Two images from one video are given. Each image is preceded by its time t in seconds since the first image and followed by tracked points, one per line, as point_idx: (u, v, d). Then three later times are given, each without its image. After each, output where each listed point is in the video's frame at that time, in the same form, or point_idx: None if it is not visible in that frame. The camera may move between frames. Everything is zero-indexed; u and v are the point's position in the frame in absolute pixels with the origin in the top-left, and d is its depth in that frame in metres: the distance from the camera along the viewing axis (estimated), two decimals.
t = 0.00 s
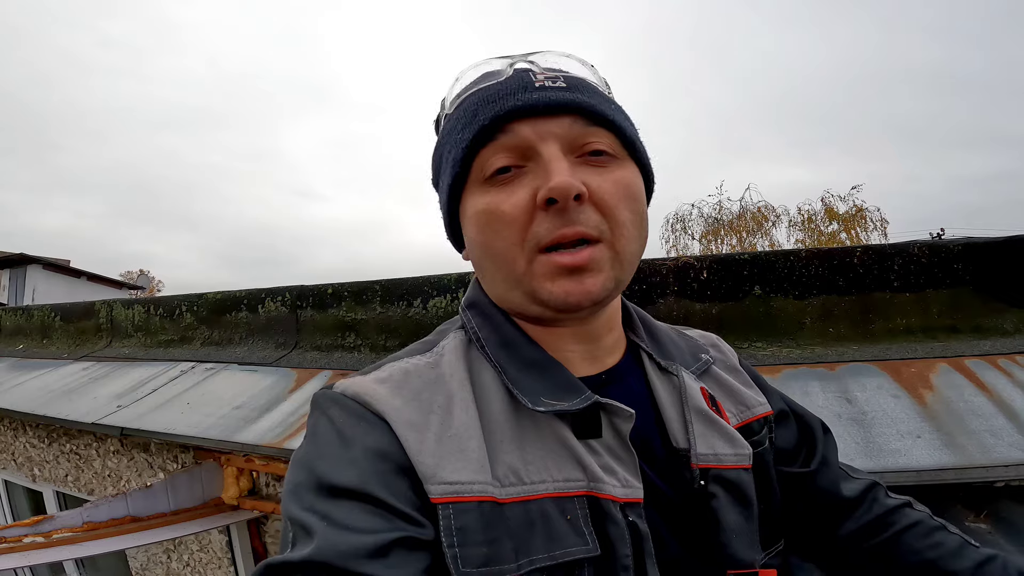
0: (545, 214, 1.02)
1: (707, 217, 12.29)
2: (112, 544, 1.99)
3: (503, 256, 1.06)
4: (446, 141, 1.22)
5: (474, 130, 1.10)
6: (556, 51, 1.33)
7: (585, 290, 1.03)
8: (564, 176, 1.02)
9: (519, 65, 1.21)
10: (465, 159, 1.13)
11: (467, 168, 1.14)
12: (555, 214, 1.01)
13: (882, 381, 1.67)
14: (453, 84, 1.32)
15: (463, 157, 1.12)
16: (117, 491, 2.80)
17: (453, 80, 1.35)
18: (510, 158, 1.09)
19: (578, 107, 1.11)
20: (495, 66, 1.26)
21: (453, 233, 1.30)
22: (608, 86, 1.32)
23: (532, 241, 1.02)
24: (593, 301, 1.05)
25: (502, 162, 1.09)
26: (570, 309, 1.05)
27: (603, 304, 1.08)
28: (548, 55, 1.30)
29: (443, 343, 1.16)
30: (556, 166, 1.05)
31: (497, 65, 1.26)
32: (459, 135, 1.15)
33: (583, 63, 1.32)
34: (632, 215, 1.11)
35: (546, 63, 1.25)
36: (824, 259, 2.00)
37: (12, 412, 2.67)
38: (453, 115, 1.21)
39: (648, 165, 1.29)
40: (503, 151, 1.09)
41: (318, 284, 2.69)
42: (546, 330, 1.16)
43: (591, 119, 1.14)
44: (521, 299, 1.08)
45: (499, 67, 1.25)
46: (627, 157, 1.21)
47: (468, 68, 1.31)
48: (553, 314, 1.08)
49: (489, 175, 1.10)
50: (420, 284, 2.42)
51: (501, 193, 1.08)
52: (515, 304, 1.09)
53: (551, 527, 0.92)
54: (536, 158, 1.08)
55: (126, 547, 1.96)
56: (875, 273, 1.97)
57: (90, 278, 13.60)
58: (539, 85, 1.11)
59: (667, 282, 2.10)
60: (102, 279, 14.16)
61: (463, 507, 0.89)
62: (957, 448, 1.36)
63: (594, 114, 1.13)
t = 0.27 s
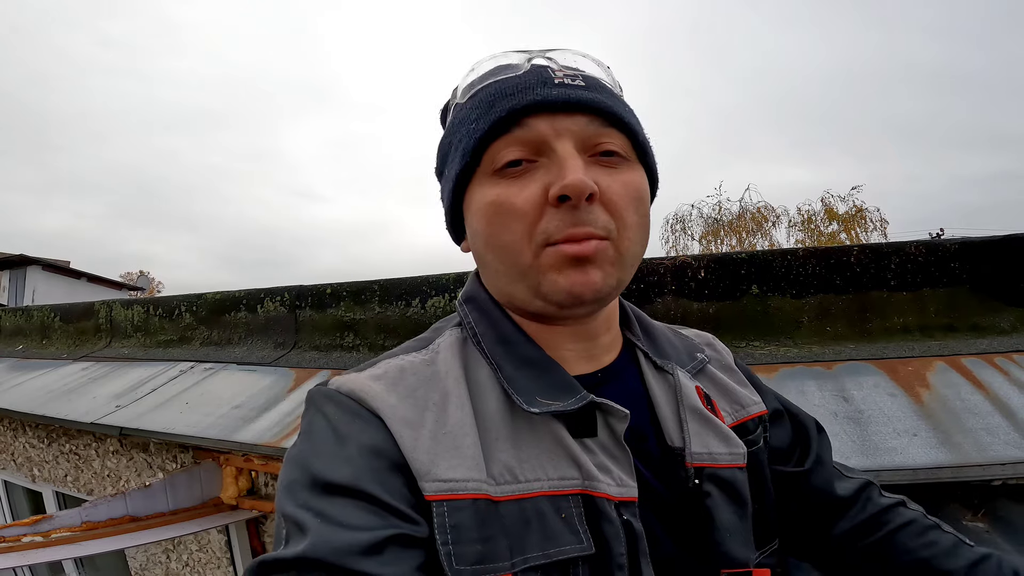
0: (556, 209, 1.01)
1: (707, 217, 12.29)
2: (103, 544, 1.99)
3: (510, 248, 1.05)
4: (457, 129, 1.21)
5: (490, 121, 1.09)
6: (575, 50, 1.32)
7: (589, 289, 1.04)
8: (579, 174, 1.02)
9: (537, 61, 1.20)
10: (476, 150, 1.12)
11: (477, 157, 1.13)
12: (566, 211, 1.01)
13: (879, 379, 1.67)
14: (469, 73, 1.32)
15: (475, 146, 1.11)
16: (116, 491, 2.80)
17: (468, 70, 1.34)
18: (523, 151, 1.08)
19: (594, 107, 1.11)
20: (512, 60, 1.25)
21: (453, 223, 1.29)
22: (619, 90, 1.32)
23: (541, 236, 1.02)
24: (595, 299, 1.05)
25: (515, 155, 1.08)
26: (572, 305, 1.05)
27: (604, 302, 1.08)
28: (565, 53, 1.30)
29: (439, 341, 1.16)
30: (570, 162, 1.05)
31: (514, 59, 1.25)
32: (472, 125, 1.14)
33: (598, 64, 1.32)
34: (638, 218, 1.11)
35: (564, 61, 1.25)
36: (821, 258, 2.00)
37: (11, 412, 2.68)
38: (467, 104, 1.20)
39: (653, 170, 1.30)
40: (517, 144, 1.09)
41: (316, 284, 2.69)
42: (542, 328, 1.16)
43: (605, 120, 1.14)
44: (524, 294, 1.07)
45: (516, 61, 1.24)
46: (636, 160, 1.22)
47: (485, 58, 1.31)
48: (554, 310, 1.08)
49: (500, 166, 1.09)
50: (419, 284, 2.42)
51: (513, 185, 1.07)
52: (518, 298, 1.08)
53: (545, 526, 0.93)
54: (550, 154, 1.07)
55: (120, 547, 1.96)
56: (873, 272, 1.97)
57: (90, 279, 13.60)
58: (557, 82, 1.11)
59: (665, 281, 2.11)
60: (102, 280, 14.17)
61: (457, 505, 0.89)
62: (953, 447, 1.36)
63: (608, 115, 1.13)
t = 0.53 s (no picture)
0: (548, 215, 1.01)
1: (707, 217, 12.29)
2: (106, 544, 1.99)
3: (504, 255, 1.05)
4: (444, 135, 1.20)
5: (477, 127, 1.09)
6: (560, 50, 1.33)
7: (585, 292, 1.04)
8: (569, 178, 1.02)
9: (523, 63, 1.20)
10: (465, 157, 1.12)
11: (467, 164, 1.13)
12: (558, 216, 1.01)
13: (878, 380, 1.67)
14: (453, 77, 1.31)
15: (464, 153, 1.11)
16: (115, 491, 2.80)
17: (452, 73, 1.33)
18: (512, 157, 1.08)
19: (582, 109, 1.11)
20: (498, 62, 1.25)
21: (445, 228, 1.28)
22: (606, 88, 1.32)
23: (534, 241, 1.02)
24: (591, 300, 1.05)
25: (504, 160, 1.08)
26: (568, 308, 1.05)
27: (599, 303, 1.09)
28: (551, 53, 1.30)
29: (436, 341, 1.16)
30: (560, 166, 1.05)
31: (500, 62, 1.25)
32: (460, 131, 1.13)
33: (583, 63, 1.32)
34: (628, 218, 1.11)
35: (550, 62, 1.25)
36: (820, 259, 2.00)
37: (10, 413, 2.68)
38: (453, 110, 1.19)
39: (643, 168, 1.30)
40: (507, 149, 1.08)
41: (315, 285, 2.69)
42: (537, 329, 1.16)
43: (593, 121, 1.14)
44: (521, 298, 1.07)
45: (502, 63, 1.24)
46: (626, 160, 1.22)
47: (469, 60, 1.31)
48: (550, 313, 1.08)
49: (489, 173, 1.09)
50: (418, 284, 2.42)
51: (504, 191, 1.07)
52: (514, 302, 1.09)
53: (542, 525, 0.92)
54: (540, 158, 1.07)
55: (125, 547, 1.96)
56: (872, 272, 1.97)
57: (90, 279, 13.60)
58: (544, 85, 1.10)
59: (663, 281, 2.11)
60: (102, 281, 14.15)
61: (453, 505, 0.89)
62: (953, 447, 1.36)
63: (596, 117, 1.13)
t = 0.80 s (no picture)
0: (525, 218, 1.01)
1: (706, 217, 12.28)
2: (99, 543, 1.97)
3: (491, 261, 1.06)
4: (414, 155, 1.22)
5: (439, 144, 1.11)
6: (511, 47, 1.34)
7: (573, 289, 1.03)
8: (537, 179, 1.01)
9: (474, 69, 1.20)
10: (436, 172, 1.13)
11: (439, 179, 1.14)
12: (533, 218, 1.01)
13: (876, 378, 1.66)
14: (412, 95, 1.32)
15: (433, 171, 1.13)
16: (110, 491, 2.79)
17: (411, 91, 1.35)
18: (481, 166, 1.09)
19: (541, 106, 1.10)
20: (452, 71, 1.25)
21: (434, 239, 1.30)
22: (566, 75, 1.31)
23: (516, 245, 1.02)
24: (583, 293, 1.05)
25: (474, 171, 1.09)
26: (562, 304, 1.05)
27: (592, 295, 1.08)
28: (502, 49, 1.34)
29: (429, 336, 1.15)
30: (528, 169, 1.04)
31: (453, 72, 1.25)
32: (426, 150, 1.15)
33: (537, 56, 1.31)
34: (607, 206, 1.10)
35: (502, 63, 1.24)
36: (818, 257, 1.99)
37: (4, 412, 2.66)
38: (416, 130, 1.21)
39: (618, 150, 1.28)
40: (475, 160, 1.09)
41: (311, 283, 2.68)
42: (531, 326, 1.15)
43: (555, 116, 1.13)
44: (513, 300, 1.08)
45: (454, 73, 1.24)
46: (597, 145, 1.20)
47: (423, 75, 1.32)
48: (545, 312, 1.08)
49: (462, 185, 1.10)
50: (414, 282, 2.40)
51: (478, 202, 1.08)
52: (507, 305, 1.09)
53: (534, 520, 0.91)
54: (507, 163, 1.07)
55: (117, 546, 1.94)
56: (870, 270, 1.95)
57: (89, 279, 13.59)
58: (497, 89, 1.10)
59: (660, 280, 2.10)
60: (101, 281, 14.12)
61: (442, 497, 0.87)
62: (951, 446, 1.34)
63: (557, 110, 1.12)
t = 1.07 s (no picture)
0: (517, 213, 1.00)
1: (706, 217, 12.27)
2: (96, 544, 1.95)
3: (483, 257, 1.05)
4: (408, 152, 1.21)
5: (433, 139, 1.09)
6: (506, 46, 1.32)
7: (567, 284, 1.02)
8: (530, 174, 1.00)
9: (469, 67, 1.19)
10: (429, 168, 1.12)
11: (433, 175, 1.13)
12: (527, 212, 0.99)
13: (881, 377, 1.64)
14: (408, 94, 1.31)
15: (427, 166, 1.11)
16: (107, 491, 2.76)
17: (408, 89, 1.34)
18: (475, 161, 1.07)
19: (535, 102, 1.08)
20: (447, 70, 1.25)
21: (428, 236, 1.29)
22: (561, 75, 1.30)
23: (509, 240, 1.01)
24: (577, 289, 1.03)
25: (467, 166, 1.07)
26: (555, 300, 1.03)
27: (587, 291, 1.06)
28: (497, 50, 1.33)
29: (423, 335, 1.14)
30: (522, 163, 1.03)
31: (448, 70, 1.25)
32: (419, 146, 1.14)
33: (532, 56, 1.30)
34: (602, 200, 1.08)
35: (497, 61, 1.23)
36: (821, 255, 1.97)
37: None
38: (410, 127, 1.20)
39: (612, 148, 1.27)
40: (469, 155, 1.08)
41: (310, 282, 2.66)
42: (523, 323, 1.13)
43: (550, 112, 1.11)
44: (507, 296, 1.06)
45: (449, 72, 1.24)
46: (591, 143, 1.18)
47: (420, 74, 1.31)
48: (538, 308, 1.06)
49: (455, 180, 1.09)
50: (414, 281, 2.39)
51: (472, 197, 1.06)
52: (500, 301, 1.08)
53: (527, 517, 0.89)
54: (500, 158, 1.06)
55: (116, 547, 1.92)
56: (874, 269, 1.94)
57: (88, 279, 13.55)
58: (491, 86, 1.09)
59: (662, 278, 2.08)
60: (100, 281, 14.08)
61: (432, 493, 0.85)
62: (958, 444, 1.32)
63: (552, 107, 1.10)
